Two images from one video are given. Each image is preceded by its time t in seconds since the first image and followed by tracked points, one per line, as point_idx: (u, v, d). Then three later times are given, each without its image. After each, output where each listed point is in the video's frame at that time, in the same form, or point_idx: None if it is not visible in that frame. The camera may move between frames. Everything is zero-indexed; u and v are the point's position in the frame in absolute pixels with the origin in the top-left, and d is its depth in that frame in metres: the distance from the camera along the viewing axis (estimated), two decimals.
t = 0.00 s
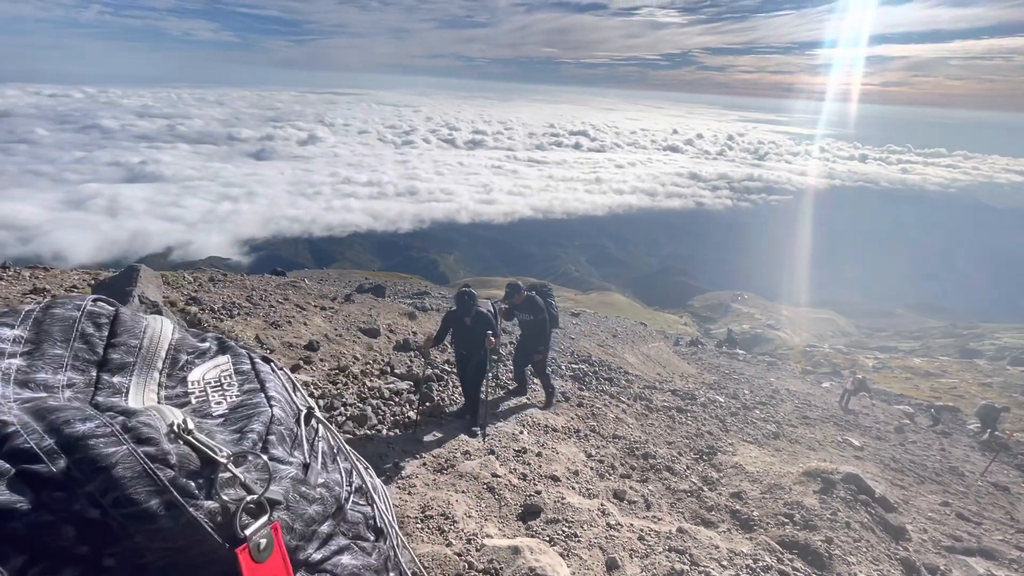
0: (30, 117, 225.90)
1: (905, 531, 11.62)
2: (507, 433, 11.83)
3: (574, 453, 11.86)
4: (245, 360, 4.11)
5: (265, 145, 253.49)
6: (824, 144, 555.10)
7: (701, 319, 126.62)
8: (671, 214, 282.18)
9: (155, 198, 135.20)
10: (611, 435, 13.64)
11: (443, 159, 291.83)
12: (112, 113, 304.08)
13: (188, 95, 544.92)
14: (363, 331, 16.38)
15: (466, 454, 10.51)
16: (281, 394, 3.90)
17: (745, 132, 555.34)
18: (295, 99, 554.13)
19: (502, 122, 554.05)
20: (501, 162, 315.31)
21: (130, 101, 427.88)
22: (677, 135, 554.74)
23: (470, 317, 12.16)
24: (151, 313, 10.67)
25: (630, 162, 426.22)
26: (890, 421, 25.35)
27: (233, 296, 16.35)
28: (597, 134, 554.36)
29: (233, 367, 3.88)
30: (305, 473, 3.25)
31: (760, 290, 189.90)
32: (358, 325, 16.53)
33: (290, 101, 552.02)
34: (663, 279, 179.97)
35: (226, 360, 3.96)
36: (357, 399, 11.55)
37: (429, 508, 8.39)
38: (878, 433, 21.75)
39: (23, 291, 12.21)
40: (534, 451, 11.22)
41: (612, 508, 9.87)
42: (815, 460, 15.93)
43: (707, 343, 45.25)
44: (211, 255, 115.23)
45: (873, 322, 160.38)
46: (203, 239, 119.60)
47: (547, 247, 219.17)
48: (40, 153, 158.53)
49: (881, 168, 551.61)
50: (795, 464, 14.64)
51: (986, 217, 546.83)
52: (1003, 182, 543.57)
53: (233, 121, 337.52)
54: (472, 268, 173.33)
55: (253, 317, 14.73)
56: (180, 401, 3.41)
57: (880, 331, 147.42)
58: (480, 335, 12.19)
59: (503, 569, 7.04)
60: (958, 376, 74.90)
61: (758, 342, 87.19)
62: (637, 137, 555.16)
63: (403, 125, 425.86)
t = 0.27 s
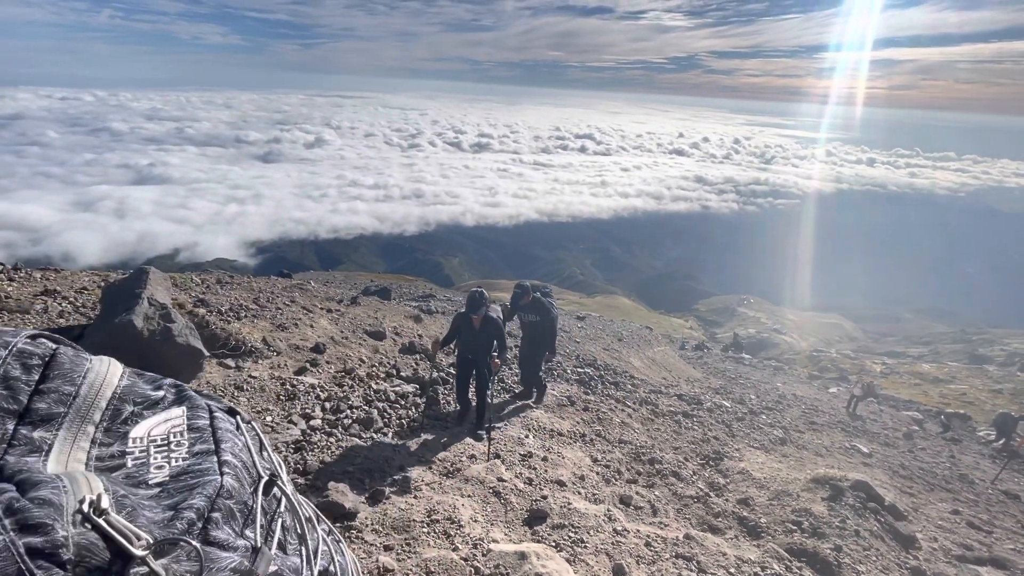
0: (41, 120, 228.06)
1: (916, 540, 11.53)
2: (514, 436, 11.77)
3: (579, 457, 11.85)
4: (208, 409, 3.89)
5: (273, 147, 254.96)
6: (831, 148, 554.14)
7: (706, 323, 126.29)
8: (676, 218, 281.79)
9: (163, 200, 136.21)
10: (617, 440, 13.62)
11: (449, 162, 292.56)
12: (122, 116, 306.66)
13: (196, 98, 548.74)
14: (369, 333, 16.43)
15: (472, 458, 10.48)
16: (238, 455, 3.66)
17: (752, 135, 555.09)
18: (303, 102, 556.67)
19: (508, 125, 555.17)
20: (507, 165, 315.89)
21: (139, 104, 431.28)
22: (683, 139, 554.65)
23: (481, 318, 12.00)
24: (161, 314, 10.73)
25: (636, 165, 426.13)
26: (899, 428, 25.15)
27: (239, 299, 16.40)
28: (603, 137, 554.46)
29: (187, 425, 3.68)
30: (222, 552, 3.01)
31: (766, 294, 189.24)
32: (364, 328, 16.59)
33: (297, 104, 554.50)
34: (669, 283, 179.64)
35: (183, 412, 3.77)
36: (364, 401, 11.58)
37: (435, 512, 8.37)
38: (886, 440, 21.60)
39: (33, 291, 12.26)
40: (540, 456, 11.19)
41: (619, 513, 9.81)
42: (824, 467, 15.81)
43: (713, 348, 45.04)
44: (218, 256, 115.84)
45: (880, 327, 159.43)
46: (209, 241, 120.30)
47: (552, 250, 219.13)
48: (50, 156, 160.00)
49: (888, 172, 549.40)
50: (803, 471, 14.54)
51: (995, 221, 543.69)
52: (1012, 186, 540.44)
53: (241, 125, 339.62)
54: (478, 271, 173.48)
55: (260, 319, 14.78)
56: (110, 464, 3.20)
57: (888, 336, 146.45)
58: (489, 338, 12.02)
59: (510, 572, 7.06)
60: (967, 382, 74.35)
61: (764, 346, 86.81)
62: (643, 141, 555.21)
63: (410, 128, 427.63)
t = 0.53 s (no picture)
0: (48, 122, 229.35)
1: (924, 545, 11.49)
2: (517, 438, 11.77)
3: (584, 460, 11.83)
4: (86, 465, 3.95)
5: (278, 149, 255.88)
6: (835, 151, 553.58)
7: (710, 326, 125.92)
8: (680, 220, 281.31)
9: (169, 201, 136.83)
10: (622, 442, 13.63)
11: (453, 164, 292.91)
12: (128, 118, 308.34)
13: (201, 99, 551.81)
14: (374, 335, 16.45)
15: (476, 459, 10.52)
16: (117, 518, 3.60)
17: (756, 138, 554.90)
18: (308, 103, 558.36)
19: (512, 127, 555.96)
20: (511, 167, 316.24)
21: (144, 106, 433.14)
22: (687, 141, 554.65)
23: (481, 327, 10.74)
24: (168, 315, 10.76)
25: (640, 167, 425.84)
26: (903, 432, 25.05)
27: (245, 300, 16.42)
28: (607, 139, 554.68)
29: (56, 487, 3.67)
30: None
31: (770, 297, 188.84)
32: (368, 329, 16.60)
33: (301, 106, 556.19)
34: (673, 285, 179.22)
35: (53, 469, 3.78)
36: (368, 403, 11.62)
37: (441, 514, 8.39)
38: (891, 444, 21.51)
39: (42, 292, 12.35)
40: (545, 458, 11.19)
41: (625, 517, 9.79)
42: (828, 470, 15.78)
43: (716, 350, 44.90)
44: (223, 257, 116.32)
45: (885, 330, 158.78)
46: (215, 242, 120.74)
47: (556, 252, 219.05)
48: (57, 158, 161.02)
49: (893, 175, 549.01)
50: (809, 475, 14.51)
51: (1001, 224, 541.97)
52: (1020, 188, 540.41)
53: (246, 126, 340.78)
54: (481, 273, 173.55)
55: (265, 320, 14.79)
56: None
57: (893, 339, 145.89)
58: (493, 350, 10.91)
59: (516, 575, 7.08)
60: (974, 386, 74.02)
61: (769, 349, 86.49)
62: (647, 143, 555.04)
63: (413, 130, 428.68)
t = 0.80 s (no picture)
0: (50, 123, 229.56)
1: (928, 548, 11.43)
2: (520, 440, 11.72)
3: (587, 461, 11.81)
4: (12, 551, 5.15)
5: (280, 150, 256.04)
6: (837, 152, 553.20)
7: (712, 327, 125.62)
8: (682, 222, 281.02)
9: (171, 202, 136.95)
10: (626, 445, 13.55)
11: (454, 165, 292.93)
12: (130, 120, 308.61)
13: (202, 101, 552.02)
14: (376, 336, 16.42)
15: (479, 461, 10.48)
16: None
17: (758, 139, 554.74)
18: (309, 105, 558.46)
19: (514, 128, 555.94)
20: (513, 168, 316.27)
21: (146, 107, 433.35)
22: (689, 142, 554.30)
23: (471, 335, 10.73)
24: (171, 316, 10.75)
25: (642, 169, 425.44)
26: (907, 434, 24.92)
27: (247, 301, 16.37)
28: (609, 141, 554.34)
29: None
30: None
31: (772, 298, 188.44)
32: (370, 331, 16.56)
33: (303, 107, 556.49)
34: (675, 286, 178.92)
35: None
36: (369, 404, 11.58)
37: (443, 517, 8.37)
38: (895, 446, 21.43)
39: (45, 293, 12.35)
40: (548, 460, 11.16)
41: (628, 520, 9.77)
42: (833, 473, 15.71)
43: (718, 352, 44.79)
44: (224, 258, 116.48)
45: (889, 331, 158.23)
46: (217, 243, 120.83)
47: (557, 254, 218.94)
48: (60, 159, 161.25)
49: (896, 176, 548.40)
50: (812, 477, 14.47)
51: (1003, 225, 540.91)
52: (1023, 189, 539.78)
53: (247, 128, 341.00)
54: (483, 274, 173.58)
55: (267, 322, 14.75)
56: None
57: (896, 341, 145.44)
58: (486, 352, 10.79)
59: None
60: (977, 388, 73.83)
61: (771, 351, 86.26)
62: (648, 144, 554.77)
63: (415, 131, 428.89)
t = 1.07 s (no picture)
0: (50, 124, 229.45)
1: (931, 549, 11.45)
2: (521, 442, 11.71)
3: (589, 463, 11.81)
4: None
5: (279, 151, 255.99)
6: (837, 152, 552.96)
7: (712, 327, 125.62)
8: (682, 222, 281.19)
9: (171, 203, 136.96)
10: (627, 446, 13.59)
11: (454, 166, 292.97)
12: (129, 121, 308.43)
13: (201, 101, 552.07)
14: (377, 337, 16.46)
15: (481, 462, 10.50)
16: None
17: (757, 139, 554.76)
18: (309, 105, 558.61)
19: (513, 129, 556.04)
20: (512, 169, 316.40)
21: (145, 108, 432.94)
22: (689, 142, 554.32)
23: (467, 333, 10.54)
24: (172, 318, 10.76)
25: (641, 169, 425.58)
26: (907, 434, 24.93)
27: (249, 302, 16.42)
28: (608, 141, 554.47)
29: None
30: None
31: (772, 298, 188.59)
32: (371, 331, 16.57)
33: (303, 108, 556.61)
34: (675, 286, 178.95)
35: None
36: (371, 405, 11.60)
37: (446, 518, 8.41)
38: (895, 446, 21.45)
39: (47, 295, 12.38)
40: (551, 461, 11.18)
41: (631, 520, 9.80)
42: (834, 473, 15.75)
43: (718, 352, 44.86)
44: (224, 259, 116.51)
45: (888, 332, 158.31)
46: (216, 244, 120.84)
47: (557, 254, 219.02)
48: (59, 160, 161.21)
49: (895, 176, 548.78)
50: (814, 477, 14.50)
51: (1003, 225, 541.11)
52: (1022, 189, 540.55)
53: (247, 129, 340.93)
54: (483, 274, 173.60)
55: (269, 323, 14.80)
56: None
57: (896, 341, 145.51)
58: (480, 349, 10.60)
59: None
60: (977, 388, 73.93)
61: (771, 351, 86.27)
62: (648, 144, 554.69)
63: (415, 131, 428.51)
